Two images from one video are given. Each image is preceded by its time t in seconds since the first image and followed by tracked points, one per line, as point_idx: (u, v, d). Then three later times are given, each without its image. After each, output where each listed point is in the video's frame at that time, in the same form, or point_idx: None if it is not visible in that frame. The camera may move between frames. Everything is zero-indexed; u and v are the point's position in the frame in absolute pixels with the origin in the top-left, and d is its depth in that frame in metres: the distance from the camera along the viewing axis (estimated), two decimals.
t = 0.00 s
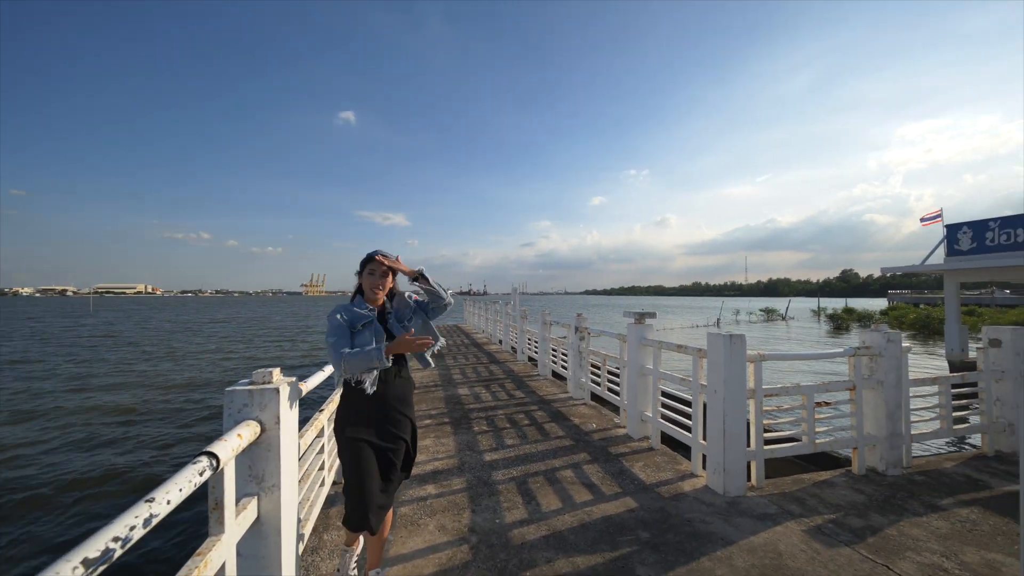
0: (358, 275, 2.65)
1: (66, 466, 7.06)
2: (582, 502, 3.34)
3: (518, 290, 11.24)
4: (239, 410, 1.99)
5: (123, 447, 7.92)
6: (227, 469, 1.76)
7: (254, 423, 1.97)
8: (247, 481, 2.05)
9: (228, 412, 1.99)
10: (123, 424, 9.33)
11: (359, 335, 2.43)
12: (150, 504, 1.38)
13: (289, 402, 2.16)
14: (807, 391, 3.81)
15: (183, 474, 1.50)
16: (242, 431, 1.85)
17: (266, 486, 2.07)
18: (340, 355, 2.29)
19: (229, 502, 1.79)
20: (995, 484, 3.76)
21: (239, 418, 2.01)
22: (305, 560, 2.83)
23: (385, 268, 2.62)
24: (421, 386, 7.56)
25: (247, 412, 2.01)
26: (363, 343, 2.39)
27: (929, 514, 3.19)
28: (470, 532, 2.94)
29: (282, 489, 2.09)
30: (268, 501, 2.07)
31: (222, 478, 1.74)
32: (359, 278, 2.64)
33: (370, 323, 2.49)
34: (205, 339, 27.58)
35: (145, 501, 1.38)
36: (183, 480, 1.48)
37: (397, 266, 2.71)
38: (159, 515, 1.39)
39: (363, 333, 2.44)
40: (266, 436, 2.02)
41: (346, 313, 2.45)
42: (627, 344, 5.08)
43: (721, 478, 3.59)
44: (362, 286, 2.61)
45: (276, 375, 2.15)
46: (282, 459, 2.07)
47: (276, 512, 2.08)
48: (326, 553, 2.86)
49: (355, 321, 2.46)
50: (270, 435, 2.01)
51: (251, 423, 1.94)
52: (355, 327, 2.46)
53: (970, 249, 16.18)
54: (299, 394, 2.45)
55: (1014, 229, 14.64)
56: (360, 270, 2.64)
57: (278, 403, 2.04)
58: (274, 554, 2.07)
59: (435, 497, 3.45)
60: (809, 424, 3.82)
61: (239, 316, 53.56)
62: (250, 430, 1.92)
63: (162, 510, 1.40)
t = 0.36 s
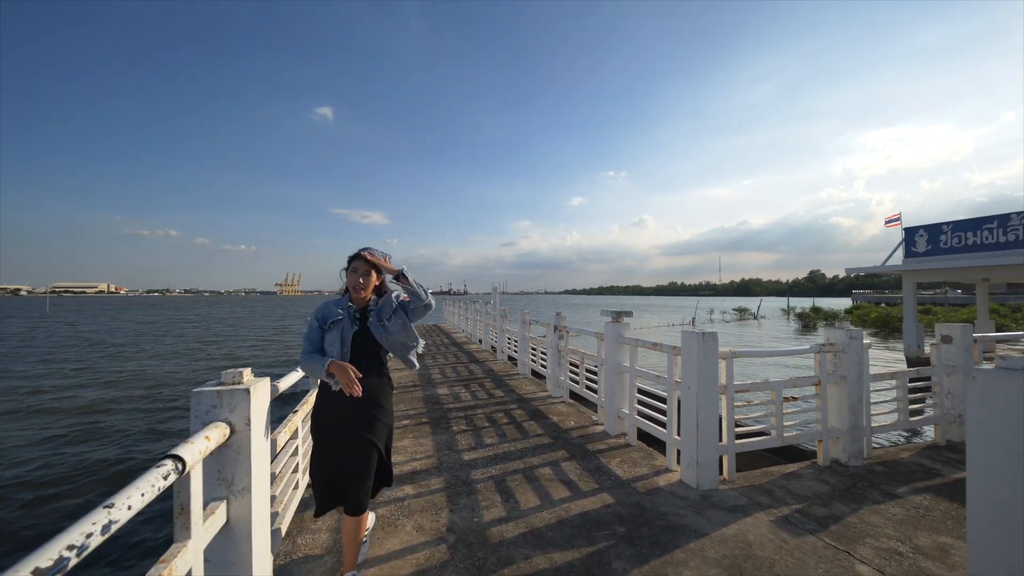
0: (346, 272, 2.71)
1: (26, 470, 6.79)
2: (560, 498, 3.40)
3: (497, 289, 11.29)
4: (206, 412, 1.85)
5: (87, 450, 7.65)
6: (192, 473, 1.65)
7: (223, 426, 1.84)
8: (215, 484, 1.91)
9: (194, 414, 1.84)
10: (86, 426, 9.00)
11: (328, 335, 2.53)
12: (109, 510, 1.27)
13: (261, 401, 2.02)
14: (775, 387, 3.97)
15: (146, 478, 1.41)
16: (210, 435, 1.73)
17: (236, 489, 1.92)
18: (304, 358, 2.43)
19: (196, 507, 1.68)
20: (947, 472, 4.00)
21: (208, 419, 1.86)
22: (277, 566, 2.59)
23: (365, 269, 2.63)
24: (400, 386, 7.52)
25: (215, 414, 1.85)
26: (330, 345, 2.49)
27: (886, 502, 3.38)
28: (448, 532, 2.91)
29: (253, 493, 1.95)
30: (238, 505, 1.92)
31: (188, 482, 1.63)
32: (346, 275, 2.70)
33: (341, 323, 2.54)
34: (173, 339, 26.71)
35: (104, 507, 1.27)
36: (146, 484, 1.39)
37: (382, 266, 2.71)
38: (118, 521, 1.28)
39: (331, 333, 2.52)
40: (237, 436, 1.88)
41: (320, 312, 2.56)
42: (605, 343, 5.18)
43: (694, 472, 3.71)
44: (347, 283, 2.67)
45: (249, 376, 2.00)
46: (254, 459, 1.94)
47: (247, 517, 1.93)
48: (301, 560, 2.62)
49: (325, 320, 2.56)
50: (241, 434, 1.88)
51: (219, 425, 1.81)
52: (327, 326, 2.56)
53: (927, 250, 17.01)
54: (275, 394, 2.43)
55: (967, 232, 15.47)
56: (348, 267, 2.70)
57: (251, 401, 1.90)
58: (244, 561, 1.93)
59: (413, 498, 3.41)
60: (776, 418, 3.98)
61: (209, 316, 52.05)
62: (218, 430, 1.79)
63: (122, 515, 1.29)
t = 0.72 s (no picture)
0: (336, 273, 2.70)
1: None
2: (545, 496, 3.43)
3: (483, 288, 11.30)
4: (179, 414, 1.64)
5: (59, 453, 7.45)
6: (167, 476, 1.47)
7: (199, 427, 1.63)
8: (190, 488, 1.71)
9: (167, 414, 1.62)
10: (58, 429, 8.75)
11: (317, 337, 2.50)
12: (77, 516, 1.18)
13: (242, 399, 1.80)
14: (755, 383, 4.07)
15: (117, 481, 1.30)
16: (185, 436, 1.55)
17: (213, 493, 1.71)
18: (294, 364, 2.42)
19: (171, 511, 1.50)
20: (916, 464, 4.16)
21: (183, 419, 1.64)
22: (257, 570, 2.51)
23: (356, 267, 2.63)
24: (385, 386, 7.47)
25: (190, 416, 1.65)
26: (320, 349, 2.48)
27: (860, 494, 3.50)
28: (433, 531, 2.88)
29: (233, 497, 1.75)
30: (216, 511, 1.72)
31: (162, 485, 1.46)
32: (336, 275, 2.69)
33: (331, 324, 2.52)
34: (150, 339, 26.08)
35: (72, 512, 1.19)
36: (117, 487, 1.28)
37: (372, 265, 2.71)
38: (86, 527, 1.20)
39: (321, 335, 2.50)
40: (214, 437, 1.67)
41: (309, 313, 2.54)
42: (589, 341, 5.24)
43: (677, 468, 3.78)
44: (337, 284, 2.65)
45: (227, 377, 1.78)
46: (233, 461, 1.73)
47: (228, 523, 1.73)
48: (282, 564, 2.52)
49: (315, 322, 2.53)
50: (219, 435, 1.67)
51: (195, 428, 1.61)
52: (317, 328, 2.53)
53: (899, 250, 17.58)
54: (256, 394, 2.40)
55: (935, 233, 16.05)
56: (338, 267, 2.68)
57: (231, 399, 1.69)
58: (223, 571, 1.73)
59: (398, 498, 3.38)
60: (756, 413, 4.08)
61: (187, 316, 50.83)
62: (194, 432, 1.58)
63: (91, 521, 1.20)
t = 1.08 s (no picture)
0: (327, 263, 2.63)
1: None
2: (531, 495, 3.45)
3: (470, 288, 11.27)
4: (156, 416, 1.54)
5: (33, 457, 7.25)
6: (143, 480, 1.40)
7: (177, 430, 1.54)
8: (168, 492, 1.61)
9: (144, 416, 1.54)
10: (32, 431, 8.52)
11: (316, 332, 2.48)
12: (46, 522, 1.11)
13: (222, 401, 1.73)
14: (738, 381, 4.15)
15: (89, 485, 1.22)
16: (163, 438, 1.47)
17: (192, 497, 1.61)
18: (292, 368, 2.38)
19: (148, 516, 1.42)
20: (891, 458, 4.29)
21: (160, 422, 1.55)
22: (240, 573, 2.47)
23: (352, 259, 2.61)
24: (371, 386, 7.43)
25: (168, 419, 1.55)
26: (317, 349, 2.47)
27: (838, 488, 3.59)
28: (419, 532, 2.88)
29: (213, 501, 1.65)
30: (196, 516, 1.62)
31: (138, 489, 1.38)
32: (327, 266, 2.63)
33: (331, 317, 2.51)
34: (128, 340, 25.47)
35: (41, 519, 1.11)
36: (90, 492, 1.20)
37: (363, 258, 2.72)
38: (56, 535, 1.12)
39: (320, 330, 2.47)
40: (193, 439, 1.58)
41: (304, 308, 2.48)
42: (576, 340, 5.28)
43: (661, 465, 3.83)
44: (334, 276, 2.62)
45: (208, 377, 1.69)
46: (213, 464, 1.64)
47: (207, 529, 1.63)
48: (264, 567, 2.50)
49: (312, 317, 2.49)
50: (198, 437, 1.58)
51: (174, 431, 1.53)
52: (313, 323, 2.49)
53: (875, 251, 18.05)
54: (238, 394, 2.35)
55: (910, 235, 16.55)
56: (331, 258, 2.63)
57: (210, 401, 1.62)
58: None
59: (384, 499, 3.37)
60: (739, 411, 4.16)
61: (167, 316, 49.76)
62: (170, 435, 1.51)
63: (62, 528, 1.12)
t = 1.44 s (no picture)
0: (351, 263, 2.90)
1: None
2: (518, 493, 3.48)
3: (458, 287, 11.25)
4: (130, 418, 1.49)
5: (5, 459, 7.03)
6: (116, 483, 1.32)
7: (152, 430, 1.48)
8: (143, 494, 1.54)
9: (117, 417, 1.47)
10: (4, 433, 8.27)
11: (351, 330, 2.74)
12: (9, 528, 1.02)
13: (199, 401, 1.69)
14: (721, 377, 4.22)
15: (58, 488, 1.14)
16: (138, 439, 1.41)
17: (168, 499, 1.55)
18: (317, 361, 2.53)
19: (122, 518, 1.35)
20: (868, 452, 4.42)
21: (135, 422, 1.49)
22: None
23: (374, 262, 2.99)
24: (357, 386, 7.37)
25: (142, 420, 1.50)
26: (343, 345, 2.70)
27: (817, 481, 3.68)
28: (404, 531, 2.88)
29: (192, 502, 1.59)
30: (172, 518, 1.56)
31: (110, 492, 1.31)
32: (348, 266, 2.89)
33: (363, 317, 2.80)
34: (106, 339, 24.85)
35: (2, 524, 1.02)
36: (58, 496, 1.12)
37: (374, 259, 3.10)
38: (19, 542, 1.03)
39: (356, 328, 2.75)
40: (170, 440, 1.53)
41: (342, 307, 2.69)
42: (563, 339, 5.31)
43: (646, 461, 3.88)
44: (359, 275, 2.93)
45: (186, 378, 1.66)
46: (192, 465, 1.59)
47: (187, 530, 1.57)
48: (246, 569, 2.47)
49: (349, 316, 2.73)
50: (175, 438, 1.53)
51: (148, 432, 1.46)
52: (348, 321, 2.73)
53: (854, 251, 18.46)
54: (221, 393, 2.29)
55: (887, 236, 16.97)
56: (354, 258, 2.91)
57: (189, 400, 1.57)
58: None
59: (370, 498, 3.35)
60: (722, 407, 4.23)
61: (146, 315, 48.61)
62: (147, 435, 1.44)
63: (27, 533, 1.04)
